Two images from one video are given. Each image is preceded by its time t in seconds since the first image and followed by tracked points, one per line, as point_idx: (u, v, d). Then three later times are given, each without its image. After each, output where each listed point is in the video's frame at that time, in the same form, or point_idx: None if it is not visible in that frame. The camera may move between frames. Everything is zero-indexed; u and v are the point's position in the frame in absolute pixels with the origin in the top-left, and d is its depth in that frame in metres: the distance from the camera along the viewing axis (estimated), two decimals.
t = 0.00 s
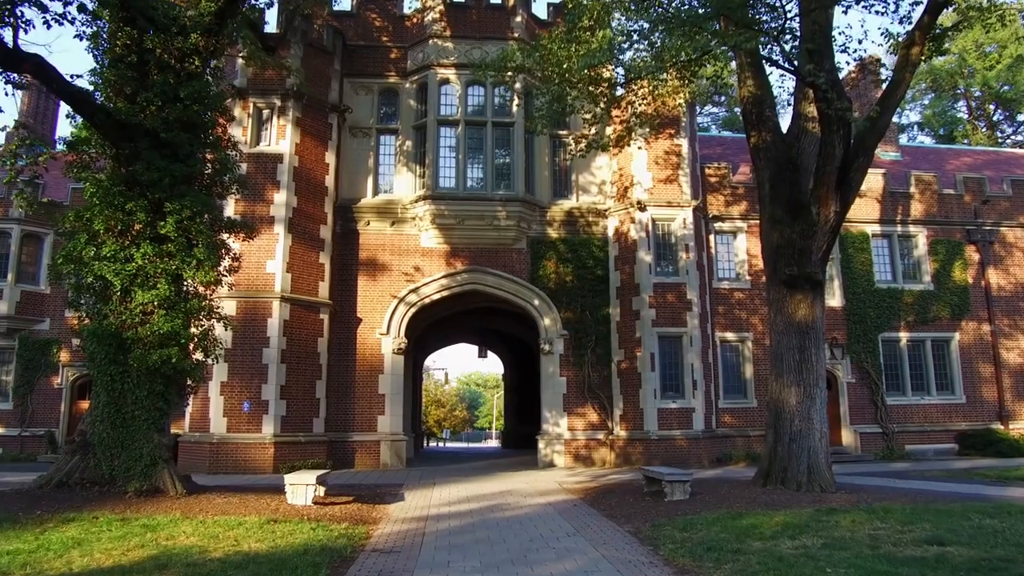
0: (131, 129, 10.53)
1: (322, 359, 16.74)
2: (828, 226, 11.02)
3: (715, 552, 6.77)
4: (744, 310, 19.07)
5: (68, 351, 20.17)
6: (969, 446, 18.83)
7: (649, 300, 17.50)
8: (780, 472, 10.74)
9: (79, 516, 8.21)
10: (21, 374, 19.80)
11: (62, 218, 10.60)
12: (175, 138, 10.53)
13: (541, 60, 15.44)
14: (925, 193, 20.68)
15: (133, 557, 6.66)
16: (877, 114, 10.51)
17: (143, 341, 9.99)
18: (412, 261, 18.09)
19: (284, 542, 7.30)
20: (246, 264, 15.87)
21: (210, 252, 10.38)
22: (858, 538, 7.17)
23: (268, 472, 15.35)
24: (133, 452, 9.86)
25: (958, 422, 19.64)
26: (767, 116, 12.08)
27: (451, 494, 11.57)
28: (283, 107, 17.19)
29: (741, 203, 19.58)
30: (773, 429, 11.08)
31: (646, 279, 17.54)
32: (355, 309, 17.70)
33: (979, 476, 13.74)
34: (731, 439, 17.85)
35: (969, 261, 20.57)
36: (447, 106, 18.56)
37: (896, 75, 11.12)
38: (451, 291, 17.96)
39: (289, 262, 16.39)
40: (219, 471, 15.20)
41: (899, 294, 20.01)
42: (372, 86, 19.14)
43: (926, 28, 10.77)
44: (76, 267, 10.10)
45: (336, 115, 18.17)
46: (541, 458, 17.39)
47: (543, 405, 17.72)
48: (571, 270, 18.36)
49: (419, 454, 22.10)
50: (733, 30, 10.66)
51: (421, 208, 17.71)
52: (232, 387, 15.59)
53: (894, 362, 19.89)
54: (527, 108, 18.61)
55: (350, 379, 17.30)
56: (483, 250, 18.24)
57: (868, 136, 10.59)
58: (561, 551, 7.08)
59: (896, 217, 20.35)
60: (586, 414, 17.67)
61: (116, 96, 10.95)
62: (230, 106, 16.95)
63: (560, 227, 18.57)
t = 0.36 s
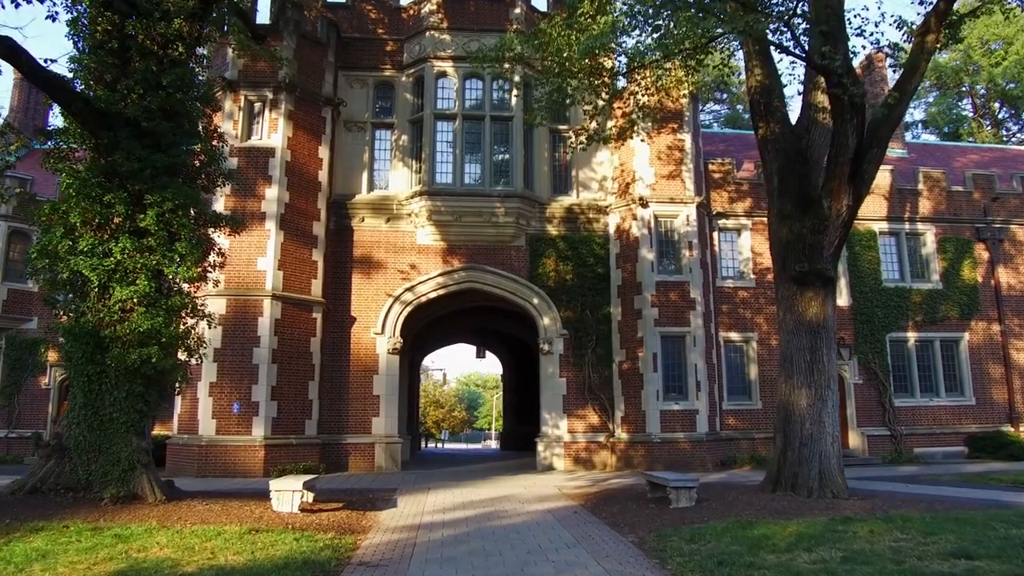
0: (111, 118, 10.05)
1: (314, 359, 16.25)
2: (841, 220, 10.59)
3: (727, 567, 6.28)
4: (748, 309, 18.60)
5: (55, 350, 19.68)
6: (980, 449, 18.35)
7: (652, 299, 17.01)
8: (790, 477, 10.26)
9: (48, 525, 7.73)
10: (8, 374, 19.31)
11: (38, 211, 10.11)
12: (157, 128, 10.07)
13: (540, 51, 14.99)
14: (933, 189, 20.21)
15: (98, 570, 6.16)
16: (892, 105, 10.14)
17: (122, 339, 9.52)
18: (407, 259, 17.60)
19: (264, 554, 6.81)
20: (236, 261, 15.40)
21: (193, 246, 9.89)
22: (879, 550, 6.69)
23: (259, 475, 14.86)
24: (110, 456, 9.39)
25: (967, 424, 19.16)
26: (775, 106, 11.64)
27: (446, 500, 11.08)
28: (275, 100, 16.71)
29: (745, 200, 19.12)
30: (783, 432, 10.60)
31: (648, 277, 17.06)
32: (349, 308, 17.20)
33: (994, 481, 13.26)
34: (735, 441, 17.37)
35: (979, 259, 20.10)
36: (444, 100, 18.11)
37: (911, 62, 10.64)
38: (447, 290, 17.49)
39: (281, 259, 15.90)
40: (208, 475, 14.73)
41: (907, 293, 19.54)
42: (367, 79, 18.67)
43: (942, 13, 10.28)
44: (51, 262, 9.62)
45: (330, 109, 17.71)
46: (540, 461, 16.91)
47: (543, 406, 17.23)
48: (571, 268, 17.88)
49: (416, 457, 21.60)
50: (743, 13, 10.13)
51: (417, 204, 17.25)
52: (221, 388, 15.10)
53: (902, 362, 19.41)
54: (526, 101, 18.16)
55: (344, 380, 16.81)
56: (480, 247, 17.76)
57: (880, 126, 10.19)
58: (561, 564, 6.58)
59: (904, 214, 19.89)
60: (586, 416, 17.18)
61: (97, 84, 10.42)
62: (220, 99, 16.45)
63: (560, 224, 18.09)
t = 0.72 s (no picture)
0: (89, 103, 9.63)
1: (306, 358, 15.78)
2: (852, 211, 10.15)
3: None
4: (752, 306, 18.16)
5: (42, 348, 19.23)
6: (989, 450, 17.90)
7: (653, 295, 16.55)
8: (798, 479, 9.81)
9: (13, 530, 7.27)
10: None
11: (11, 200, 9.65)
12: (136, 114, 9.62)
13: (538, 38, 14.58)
14: (940, 184, 19.79)
15: None
16: (904, 91, 9.73)
17: (98, 335, 9.07)
18: (402, 255, 17.13)
19: (240, 563, 6.33)
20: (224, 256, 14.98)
21: (173, 237, 9.43)
22: (900, 558, 6.25)
23: (248, 477, 14.39)
24: (85, 457, 8.94)
25: (976, 424, 18.72)
26: (782, 93, 11.20)
27: (440, 503, 10.63)
28: (266, 91, 16.25)
29: (748, 195, 18.67)
30: (791, 432, 10.16)
31: (649, 272, 16.60)
32: (342, 305, 16.74)
33: (1008, 483, 12.82)
34: (739, 442, 16.94)
35: (987, 255, 19.67)
36: (440, 91, 17.66)
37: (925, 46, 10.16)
38: (443, 286, 17.04)
39: (271, 254, 15.45)
40: (195, 476, 14.28)
41: (914, 290, 19.10)
42: (361, 71, 18.22)
43: None
44: (25, 254, 9.17)
45: (323, 100, 17.25)
46: (538, 462, 16.46)
47: (541, 406, 16.79)
48: (570, 264, 17.43)
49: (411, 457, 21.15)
50: None
51: (412, 198, 16.80)
52: (210, 387, 14.65)
53: (909, 361, 18.98)
54: (523, 93, 17.71)
55: (336, 379, 16.34)
56: (477, 243, 17.31)
57: (893, 113, 9.76)
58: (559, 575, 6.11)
59: (910, 209, 19.46)
60: (586, 416, 16.74)
61: (75, 67, 9.91)
62: (209, 90, 15.99)
63: (558, 219, 17.64)
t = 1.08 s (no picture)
0: (65, 88, 9.17)
1: (297, 356, 15.31)
2: (864, 200, 9.72)
3: None
4: (756, 303, 17.70)
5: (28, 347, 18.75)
6: (999, 450, 17.46)
7: (655, 292, 16.09)
8: (809, 482, 9.36)
9: None
10: None
11: None
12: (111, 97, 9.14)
13: (535, 24, 14.02)
14: (948, 178, 19.34)
15: None
16: (922, 72, 9.16)
17: (73, 330, 8.61)
18: (397, 250, 16.66)
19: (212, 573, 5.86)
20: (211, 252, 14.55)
21: (152, 228, 8.95)
22: (926, 569, 5.80)
23: (237, 478, 13.91)
24: (57, 459, 8.51)
25: (985, 424, 18.28)
26: (791, 79, 10.74)
27: (435, 507, 10.18)
28: (257, 81, 15.78)
29: (752, 188, 18.21)
30: (801, 432, 9.70)
31: (651, 268, 16.14)
32: (335, 301, 16.26)
33: None
34: (743, 442, 16.49)
35: (996, 251, 19.22)
36: (435, 82, 17.20)
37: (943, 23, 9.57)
38: (439, 282, 16.57)
39: (262, 249, 14.99)
40: (182, 478, 13.80)
41: (922, 286, 18.64)
42: (354, 62, 17.75)
43: None
44: None
45: (315, 91, 16.76)
46: (537, 464, 15.99)
47: (540, 405, 16.32)
48: (570, 260, 16.96)
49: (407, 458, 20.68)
50: None
51: (407, 191, 16.34)
52: (197, 385, 14.18)
53: (917, 359, 18.54)
54: (522, 84, 17.26)
55: (329, 377, 15.87)
56: (474, 238, 16.85)
57: (908, 97, 9.27)
58: None
59: (918, 204, 19.01)
60: (586, 416, 16.28)
61: (50, 48, 9.36)
62: (199, 81, 15.51)
63: (558, 213, 17.17)
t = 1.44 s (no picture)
0: (45, 73, 8.79)
1: (292, 355, 14.86)
2: (881, 192, 9.25)
3: None
4: (763, 301, 17.27)
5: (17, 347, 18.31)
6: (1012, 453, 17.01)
7: (659, 289, 15.66)
8: (824, 487, 8.93)
9: None
10: None
11: None
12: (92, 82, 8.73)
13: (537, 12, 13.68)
14: (959, 174, 18.91)
15: None
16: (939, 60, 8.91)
17: (52, 326, 8.20)
18: (394, 246, 16.22)
19: None
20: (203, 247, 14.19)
21: (134, 219, 8.53)
22: None
23: (228, 481, 13.47)
24: (32, 463, 8.10)
25: (997, 425, 17.84)
26: (803, 66, 10.32)
27: (432, 512, 9.75)
28: (250, 72, 15.36)
29: (758, 184, 17.81)
30: (814, 434, 9.28)
31: (655, 265, 15.72)
32: (331, 299, 15.82)
33: None
34: (749, 444, 16.05)
35: (1007, 248, 18.79)
36: (434, 75, 16.77)
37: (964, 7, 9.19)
38: (437, 280, 16.13)
39: (255, 245, 14.56)
40: (172, 481, 13.37)
41: (932, 284, 18.21)
42: (351, 54, 17.32)
43: None
44: None
45: (311, 83, 16.33)
46: (538, 466, 15.56)
47: (540, 406, 15.89)
48: (572, 257, 16.53)
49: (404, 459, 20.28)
50: None
51: (404, 186, 15.92)
52: (188, 385, 13.74)
53: (927, 359, 18.10)
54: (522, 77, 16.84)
55: (324, 377, 15.42)
56: (473, 234, 16.41)
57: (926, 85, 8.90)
58: None
59: (928, 200, 18.58)
60: (588, 417, 15.84)
61: (28, 32, 8.90)
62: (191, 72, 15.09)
63: (559, 209, 16.74)
